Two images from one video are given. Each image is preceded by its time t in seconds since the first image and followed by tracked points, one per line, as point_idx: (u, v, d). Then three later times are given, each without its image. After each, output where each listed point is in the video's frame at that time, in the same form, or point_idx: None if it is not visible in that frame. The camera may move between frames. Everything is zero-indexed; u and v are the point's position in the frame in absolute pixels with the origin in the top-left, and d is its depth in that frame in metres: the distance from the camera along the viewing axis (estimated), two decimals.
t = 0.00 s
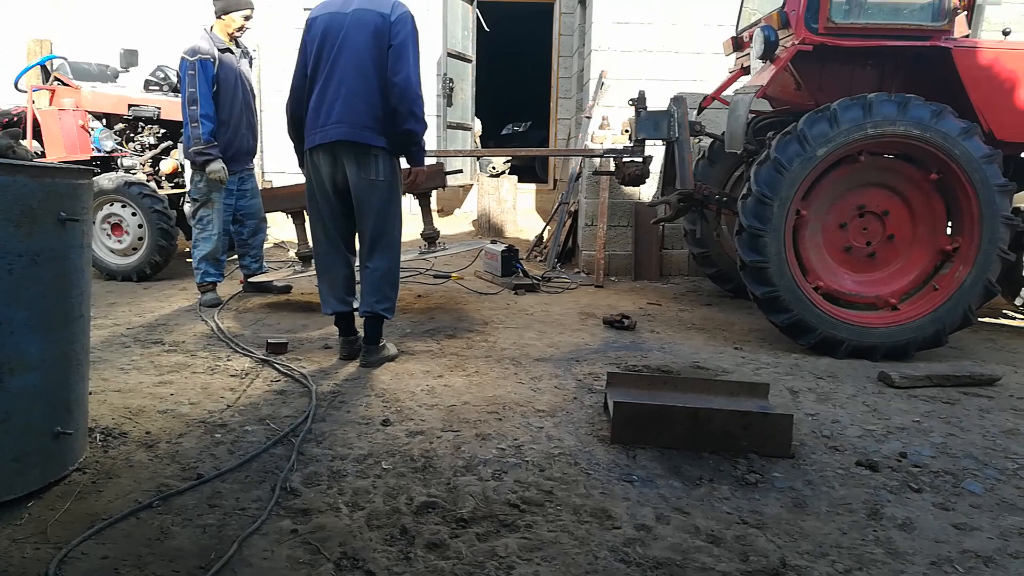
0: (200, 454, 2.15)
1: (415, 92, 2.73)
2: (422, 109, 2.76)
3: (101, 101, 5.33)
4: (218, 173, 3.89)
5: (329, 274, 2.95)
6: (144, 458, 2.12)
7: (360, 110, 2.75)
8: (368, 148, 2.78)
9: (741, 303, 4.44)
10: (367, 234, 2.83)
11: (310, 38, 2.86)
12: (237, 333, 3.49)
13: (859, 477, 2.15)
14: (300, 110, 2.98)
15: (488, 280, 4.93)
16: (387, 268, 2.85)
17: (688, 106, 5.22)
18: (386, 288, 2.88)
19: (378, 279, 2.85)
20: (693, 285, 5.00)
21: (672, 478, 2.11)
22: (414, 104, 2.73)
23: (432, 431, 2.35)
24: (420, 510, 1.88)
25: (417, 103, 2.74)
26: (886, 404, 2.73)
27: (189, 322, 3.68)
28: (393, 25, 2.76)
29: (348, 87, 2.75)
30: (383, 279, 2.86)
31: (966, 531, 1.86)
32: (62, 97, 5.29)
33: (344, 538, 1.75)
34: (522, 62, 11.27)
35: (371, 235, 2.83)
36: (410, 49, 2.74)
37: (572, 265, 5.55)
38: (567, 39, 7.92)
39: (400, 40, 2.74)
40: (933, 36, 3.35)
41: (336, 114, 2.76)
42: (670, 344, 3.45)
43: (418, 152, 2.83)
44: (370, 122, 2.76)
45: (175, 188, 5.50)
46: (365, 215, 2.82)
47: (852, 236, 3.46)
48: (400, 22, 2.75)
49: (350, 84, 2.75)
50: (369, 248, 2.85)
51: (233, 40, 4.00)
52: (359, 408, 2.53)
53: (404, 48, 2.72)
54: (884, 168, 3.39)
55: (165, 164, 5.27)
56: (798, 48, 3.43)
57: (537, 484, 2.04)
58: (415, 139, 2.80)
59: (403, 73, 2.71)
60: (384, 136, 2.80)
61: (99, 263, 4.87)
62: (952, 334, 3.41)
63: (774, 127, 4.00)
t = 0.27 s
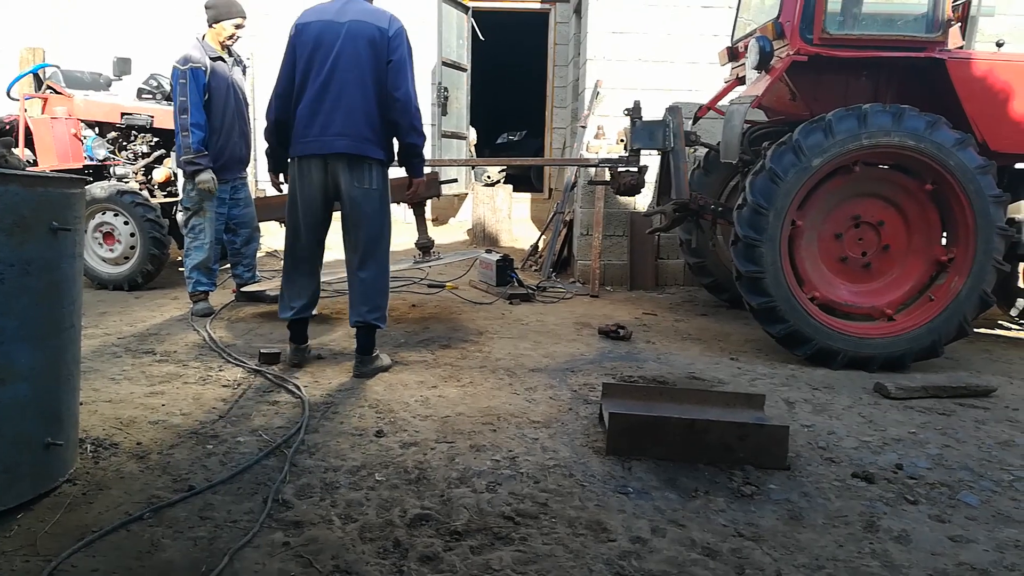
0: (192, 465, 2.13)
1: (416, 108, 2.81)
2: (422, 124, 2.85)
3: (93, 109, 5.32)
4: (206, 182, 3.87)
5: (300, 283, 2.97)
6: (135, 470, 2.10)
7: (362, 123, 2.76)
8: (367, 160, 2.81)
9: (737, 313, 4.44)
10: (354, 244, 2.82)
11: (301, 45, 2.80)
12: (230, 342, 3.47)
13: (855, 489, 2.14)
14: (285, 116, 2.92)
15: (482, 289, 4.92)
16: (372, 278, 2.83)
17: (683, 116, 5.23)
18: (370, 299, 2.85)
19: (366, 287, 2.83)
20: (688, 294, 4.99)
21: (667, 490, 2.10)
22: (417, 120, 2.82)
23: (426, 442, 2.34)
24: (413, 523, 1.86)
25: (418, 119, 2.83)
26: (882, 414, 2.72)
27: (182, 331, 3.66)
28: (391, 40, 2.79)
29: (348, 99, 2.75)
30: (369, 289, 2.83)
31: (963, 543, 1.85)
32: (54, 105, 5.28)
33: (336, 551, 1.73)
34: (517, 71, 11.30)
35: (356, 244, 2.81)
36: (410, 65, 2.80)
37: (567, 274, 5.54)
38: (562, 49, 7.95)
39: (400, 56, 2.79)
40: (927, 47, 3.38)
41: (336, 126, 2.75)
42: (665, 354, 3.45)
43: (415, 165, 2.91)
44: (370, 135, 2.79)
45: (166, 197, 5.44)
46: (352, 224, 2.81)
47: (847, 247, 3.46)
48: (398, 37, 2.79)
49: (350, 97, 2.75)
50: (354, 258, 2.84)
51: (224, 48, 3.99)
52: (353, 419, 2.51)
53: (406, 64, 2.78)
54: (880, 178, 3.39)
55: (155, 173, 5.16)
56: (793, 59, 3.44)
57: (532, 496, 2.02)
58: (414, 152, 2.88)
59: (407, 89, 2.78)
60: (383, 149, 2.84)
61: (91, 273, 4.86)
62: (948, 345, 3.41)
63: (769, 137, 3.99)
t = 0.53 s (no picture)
0: (197, 466, 2.15)
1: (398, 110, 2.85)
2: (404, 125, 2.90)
3: (99, 113, 5.35)
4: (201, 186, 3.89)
5: (285, 288, 2.97)
6: (140, 471, 2.11)
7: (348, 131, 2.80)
8: (355, 166, 2.86)
9: (739, 314, 4.45)
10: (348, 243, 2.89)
11: (277, 60, 2.81)
12: (234, 345, 3.48)
13: (858, 489, 2.15)
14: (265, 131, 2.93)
15: (486, 292, 4.93)
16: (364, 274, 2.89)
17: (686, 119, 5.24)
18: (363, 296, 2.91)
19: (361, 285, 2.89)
20: (691, 296, 5.00)
21: (670, 490, 2.10)
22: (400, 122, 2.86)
23: (430, 442, 2.35)
24: (417, 523, 1.87)
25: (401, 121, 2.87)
26: (884, 415, 2.73)
27: (187, 334, 3.68)
28: (366, 46, 2.81)
29: (330, 109, 2.79)
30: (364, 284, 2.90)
31: (966, 543, 1.85)
32: (61, 110, 5.32)
33: (342, 551, 1.74)
34: (520, 74, 11.34)
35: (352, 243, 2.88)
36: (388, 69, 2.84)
37: (570, 276, 5.56)
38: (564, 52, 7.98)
39: (377, 60, 2.81)
40: (928, 49, 3.38)
41: (322, 136, 2.79)
42: (668, 355, 3.45)
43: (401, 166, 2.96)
44: (355, 142, 2.84)
45: (171, 200, 5.37)
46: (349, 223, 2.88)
47: (850, 248, 3.47)
48: (372, 43, 2.81)
49: (332, 107, 2.79)
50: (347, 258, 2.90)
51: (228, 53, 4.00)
52: (357, 420, 2.52)
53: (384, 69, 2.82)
54: (882, 180, 3.40)
55: (160, 177, 5.17)
56: (794, 61, 3.46)
57: (535, 496, 2.03)
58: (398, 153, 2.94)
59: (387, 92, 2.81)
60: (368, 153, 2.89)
61: (96, 275, 4.87)
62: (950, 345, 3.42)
63: (771, 139, 3.99)
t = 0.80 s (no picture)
0: (195, 472, 2.15)
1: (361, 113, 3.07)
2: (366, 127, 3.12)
3: (97, 120, 5.36)
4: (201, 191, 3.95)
5: (274, 293, 3.04)
6: (138, 477, 2.11)
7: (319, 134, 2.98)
8: (324, 167, 3.04)
9: (736, 318, 4.46)
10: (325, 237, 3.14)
11: (247, 68, 2.92)
12: (232, 350, 3.49)
13: (854, 492, 2.16)
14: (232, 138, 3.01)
15: (483, 296, 4.94)
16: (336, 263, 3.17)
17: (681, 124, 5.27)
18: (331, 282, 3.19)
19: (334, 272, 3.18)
20: (688, 300, 5.01)
21: (667, 494, 2.11)
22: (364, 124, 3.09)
23: (428, 448, 2.35)
24: (416, 528, 1.88)
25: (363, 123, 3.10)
26: (881, 418, 2.74)
27: (184, 340, 3.68)
28: (332, 53, 3.01)
29: (301, 114, 2.94)
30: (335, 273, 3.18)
31: (961, 545, 1.86)
32: (58, 116, 5.34)
33: (339, 556, 1.74)
34: (516, 78, 11.36)
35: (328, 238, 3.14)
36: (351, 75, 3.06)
37: (567, 280, 5.57)
38: (561, 57, 8.00)
39: (342, 67, 3.02)
40: (922, 54, 3.41)
41: (294, 139, 2.94)
42: (665, 359, 3.46)
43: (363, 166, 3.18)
44: (325, 143, 3.01)
45: (171, 206, 5.39)
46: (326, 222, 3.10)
47: (845, 251, 3.49)
48: (337, 50, 3.02)
49: (302, 111, 2.94)
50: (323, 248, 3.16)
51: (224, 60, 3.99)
52: (355, 425, 2.53)
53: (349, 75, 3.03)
54: (876, 183, 3.41)
55: (159, 182, 5.23)
56: (789, 66, 3.47)
57: (533, 501, 2.04)
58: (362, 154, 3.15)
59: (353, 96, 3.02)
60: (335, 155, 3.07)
61: (95, 281, 4.88)
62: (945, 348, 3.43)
63: (765, 144, 4.04)
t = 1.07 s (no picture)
0: (187, 478, 2.13)
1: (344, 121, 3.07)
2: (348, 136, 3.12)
3: (88, 122, 5.32)
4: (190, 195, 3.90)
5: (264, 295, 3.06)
6: (130, 483, 2.09)
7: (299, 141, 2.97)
8: (304, 175, 3.04)
9: (733, 320, 4.45)
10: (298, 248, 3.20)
11: (231, 76, 2.94)
12: (226, 354, 3.46)
13: (853, 494, 2.14)
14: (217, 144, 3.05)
15: (479, 299, 4.92)
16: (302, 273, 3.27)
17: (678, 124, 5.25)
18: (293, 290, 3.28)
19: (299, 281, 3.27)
20: (685, 302, 5.00)
21: (665, 497, 2.09)
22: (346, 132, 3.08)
23: (423, 452, 2.33)
24: (410, 533, 1.85)
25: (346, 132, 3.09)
26: (879, 420, 2.72)
27: (178, 344, 3.65)
28: (314, 63, 2.98)
29: (282, 121, 2.94)
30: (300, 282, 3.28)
31: (960, 547, 1.85)
32: (48, 118, 5.26)
33: (333, 562, 1.72)
34: (512, 79, 11.35)
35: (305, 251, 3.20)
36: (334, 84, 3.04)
37: (564, 282, 5.55)
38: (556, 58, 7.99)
39: (325, 76, 3.01)
40: (919, 54, 3.40)
41: (274, 147, 2.94)
42: (662, 362, 3.45)
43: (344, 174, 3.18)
44: (305, 152, 3.01)
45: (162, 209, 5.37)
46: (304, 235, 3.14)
47: (843, 253, 3.47)
48: (320, 60, 3.00)
49: (283, 119, 2.94)
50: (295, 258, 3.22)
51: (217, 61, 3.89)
52: (349, 429, 2.50)
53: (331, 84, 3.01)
54: (874, 185, 3.40)
55: (150, 186, 5.23)
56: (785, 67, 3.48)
57: (529, 505, 2.02)
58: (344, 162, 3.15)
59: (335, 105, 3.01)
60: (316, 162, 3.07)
61: (86, 286, 4.84)
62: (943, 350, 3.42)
63: (763, 144, 4.03)
